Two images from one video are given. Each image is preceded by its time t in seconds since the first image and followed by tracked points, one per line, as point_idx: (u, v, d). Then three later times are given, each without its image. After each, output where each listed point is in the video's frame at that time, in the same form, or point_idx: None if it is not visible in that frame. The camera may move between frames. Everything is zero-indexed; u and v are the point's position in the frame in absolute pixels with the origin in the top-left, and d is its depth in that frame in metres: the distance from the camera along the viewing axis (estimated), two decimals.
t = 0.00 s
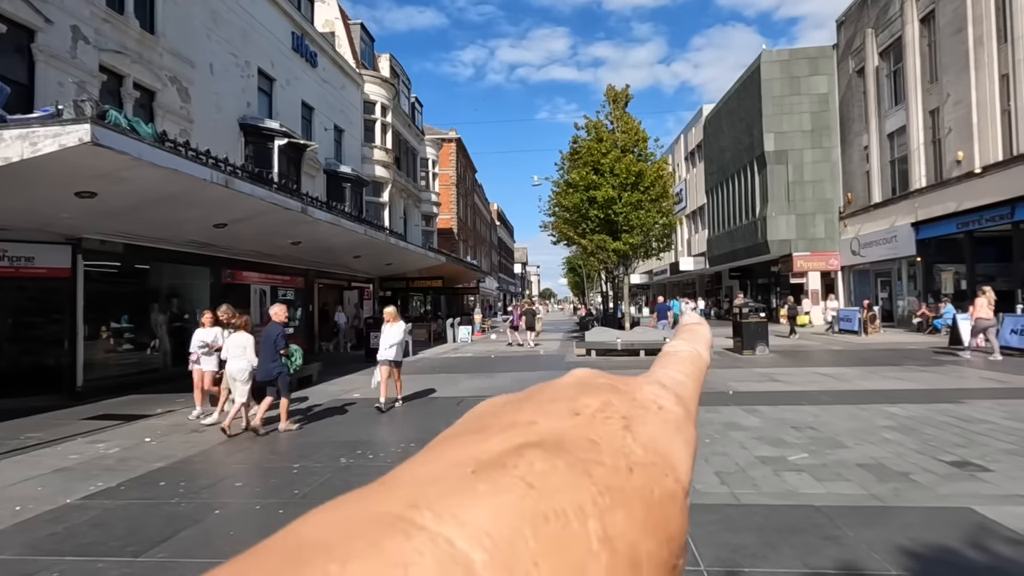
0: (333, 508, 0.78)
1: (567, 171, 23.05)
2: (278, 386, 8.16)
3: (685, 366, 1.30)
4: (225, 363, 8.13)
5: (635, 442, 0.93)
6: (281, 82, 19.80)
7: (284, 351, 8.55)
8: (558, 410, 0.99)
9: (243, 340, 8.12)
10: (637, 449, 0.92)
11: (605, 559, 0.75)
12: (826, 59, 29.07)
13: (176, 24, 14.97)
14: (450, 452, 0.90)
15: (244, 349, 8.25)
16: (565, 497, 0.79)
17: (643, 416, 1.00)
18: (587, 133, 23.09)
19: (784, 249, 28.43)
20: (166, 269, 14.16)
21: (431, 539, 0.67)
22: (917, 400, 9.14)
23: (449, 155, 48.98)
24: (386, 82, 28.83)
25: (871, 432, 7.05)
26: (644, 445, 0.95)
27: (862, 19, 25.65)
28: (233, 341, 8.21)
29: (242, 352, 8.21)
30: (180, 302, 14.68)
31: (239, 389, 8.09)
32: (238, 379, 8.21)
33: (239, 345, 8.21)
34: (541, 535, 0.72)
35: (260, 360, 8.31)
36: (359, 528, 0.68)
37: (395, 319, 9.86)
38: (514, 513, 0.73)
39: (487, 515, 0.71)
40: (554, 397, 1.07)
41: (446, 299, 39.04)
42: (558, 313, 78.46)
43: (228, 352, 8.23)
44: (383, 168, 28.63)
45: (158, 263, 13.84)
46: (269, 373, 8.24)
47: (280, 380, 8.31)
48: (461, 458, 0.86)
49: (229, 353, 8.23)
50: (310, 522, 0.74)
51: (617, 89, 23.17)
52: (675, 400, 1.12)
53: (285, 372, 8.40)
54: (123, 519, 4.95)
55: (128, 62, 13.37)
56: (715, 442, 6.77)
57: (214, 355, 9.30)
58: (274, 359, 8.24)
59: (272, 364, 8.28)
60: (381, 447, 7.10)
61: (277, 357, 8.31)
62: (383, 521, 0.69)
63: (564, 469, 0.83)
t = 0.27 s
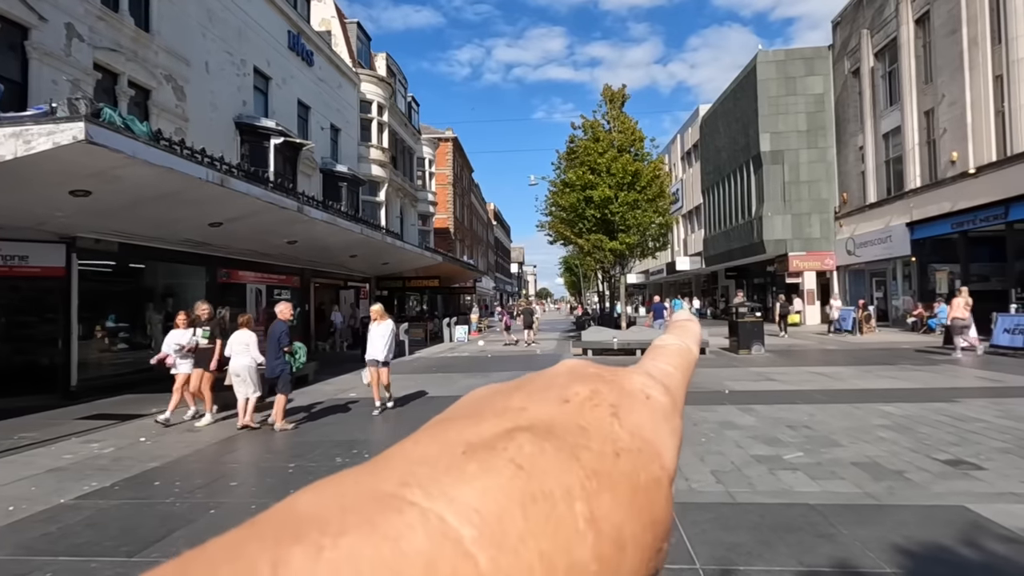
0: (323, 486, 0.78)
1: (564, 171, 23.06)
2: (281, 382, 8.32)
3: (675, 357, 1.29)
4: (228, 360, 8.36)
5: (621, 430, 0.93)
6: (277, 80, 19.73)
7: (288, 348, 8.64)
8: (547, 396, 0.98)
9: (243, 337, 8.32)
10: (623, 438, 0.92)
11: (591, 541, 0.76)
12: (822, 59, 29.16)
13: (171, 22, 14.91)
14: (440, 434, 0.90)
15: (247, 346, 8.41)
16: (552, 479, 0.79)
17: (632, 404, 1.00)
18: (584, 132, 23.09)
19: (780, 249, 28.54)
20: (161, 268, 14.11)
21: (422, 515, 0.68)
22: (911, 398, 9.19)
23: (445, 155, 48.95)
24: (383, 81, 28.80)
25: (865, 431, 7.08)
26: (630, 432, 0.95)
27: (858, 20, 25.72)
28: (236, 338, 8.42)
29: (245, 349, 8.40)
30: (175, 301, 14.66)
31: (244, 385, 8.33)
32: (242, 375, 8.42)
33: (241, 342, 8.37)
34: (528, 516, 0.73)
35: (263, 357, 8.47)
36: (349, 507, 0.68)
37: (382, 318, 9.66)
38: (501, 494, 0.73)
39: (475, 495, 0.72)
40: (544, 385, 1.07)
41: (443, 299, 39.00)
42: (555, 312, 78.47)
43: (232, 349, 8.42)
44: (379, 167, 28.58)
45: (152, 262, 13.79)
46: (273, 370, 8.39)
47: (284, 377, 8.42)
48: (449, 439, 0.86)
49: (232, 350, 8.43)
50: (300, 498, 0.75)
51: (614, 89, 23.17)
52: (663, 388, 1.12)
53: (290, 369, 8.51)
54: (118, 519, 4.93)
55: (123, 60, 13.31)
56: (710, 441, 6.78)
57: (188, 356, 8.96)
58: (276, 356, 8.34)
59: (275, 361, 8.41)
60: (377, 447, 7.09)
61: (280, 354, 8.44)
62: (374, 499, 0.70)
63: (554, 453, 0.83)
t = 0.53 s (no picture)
0: (335, 485, 0.78)
1: (561, 170, 23.07)
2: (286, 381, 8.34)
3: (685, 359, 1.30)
4: (236, 359, 8.42)
5: (632, 431, 0.96)
6: (275, 79, 19.70)
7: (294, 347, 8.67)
8: (556, 398, 0.99)
9: (251, 336, 8.40)
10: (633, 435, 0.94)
11: (604, 542, 0.78)
12: (819, 60, 29.24)
13: (168, 21, 14.86)
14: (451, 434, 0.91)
15: (254, 345, 8.47)
16: (564, 480, 0.81)
17: (643, 405, 1.02)
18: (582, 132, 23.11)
19: (777, 249, 28.60)
20: (158, 267, 14.08)
21: (434, 516, 0.68)
22: (907, 398, 9.22)
23: (443, 154, 48.94)
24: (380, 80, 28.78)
25: (861, 431, 7.11)
26: (642, 433, 0.97)
27: (855, 21, 25.81)
28: (243, 338, 8.49)
29: (252, 348, 8.46)
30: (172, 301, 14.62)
31: (249, 383, 8.43)
32: (248, 374, 8.51)
33: (249, 342, 8.44)
34: (541, 516, 0.75)
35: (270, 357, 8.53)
36: (363, 503, 0.70)
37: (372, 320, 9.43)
38: (513, 493, 0.75)
39: (486, 494, 0.73)
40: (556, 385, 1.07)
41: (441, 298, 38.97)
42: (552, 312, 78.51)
43: (239, 348, 8.50)
44: (377, 166, 28.55)
45: (149, 261, 13.76)
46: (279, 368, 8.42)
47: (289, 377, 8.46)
48: (459, 439, 0.86)
49: (239, 349, 8.51)
50: (311, 497, 0.75)
51: (612, 89, 23.18)
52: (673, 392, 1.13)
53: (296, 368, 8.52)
54: (114, 518, 4.92)
55: (119, 58, 13.27)
56: (708, 440, 6.80)
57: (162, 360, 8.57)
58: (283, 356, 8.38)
59: (282, 360, 8.46)
60: (375, 446, 7.09)
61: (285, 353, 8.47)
62: (386, 497, 0.71)
63: (566, 455, 0.85)
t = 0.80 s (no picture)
0: None
1: (560, 170, 23.11)
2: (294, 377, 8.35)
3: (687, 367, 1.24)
4: (247, 357, 8.51)
5: None
6: (273, 78, 19.68)
7: (300, 344, 8.67)
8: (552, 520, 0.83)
9: (261, 334, 8.50)
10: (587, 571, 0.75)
11: None
12: (817, 60, 29.32)
13: (166, 19, 14.83)
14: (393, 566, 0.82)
15: (266, 344, 8.56)
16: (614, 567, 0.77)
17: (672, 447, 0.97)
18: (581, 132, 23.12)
19: (775, 249, 28.64)
20: (156, 266, 14.06)
21: None
22: (903, 398, 9.26)
23: (442, 154, 48.92)
24: (379, 79, 28.77)
25: (858, 431, 7.14)
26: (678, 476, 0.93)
27: (853, 21, 25.87)
28: (255, 336, 8.61)
29: (262, 347, 8.56)
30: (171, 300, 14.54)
31: (260, 381, 8.45)
32: (260, 372, 8.56)
33: (260, 340, 8.54)
34: None
35: (279, 355, 8.58)
36: None
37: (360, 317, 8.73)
38: None
39: None
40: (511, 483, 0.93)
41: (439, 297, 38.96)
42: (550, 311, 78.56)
43: (251, 346, 8.60)
44: (375, 165, 28.52)
45: (147, 260, 13.74)
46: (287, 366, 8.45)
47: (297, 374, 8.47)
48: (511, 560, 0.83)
49: (251, 347, 8.61)
50: None
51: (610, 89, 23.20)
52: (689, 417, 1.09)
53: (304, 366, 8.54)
54: (113, 518, 4.92)
55: (117, 57, 13.24)
56: (705, 440, 6.81)
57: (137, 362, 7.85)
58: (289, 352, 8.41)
59: (289, 357, 8.49)
60: (373, 446, 7.09)
61: (292, 350, 8.49)
62: None
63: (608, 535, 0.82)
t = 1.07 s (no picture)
0: None
1: (559, 170, 23.12)
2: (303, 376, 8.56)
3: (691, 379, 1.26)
4: (256, 354, 8.66)
5: None
6: (272, 77, 19.64)
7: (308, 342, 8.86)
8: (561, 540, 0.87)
9: (272, 332, 8.68)
10: None
11: None
12: (816, 60, 29.36)
13: (165, 18, 14.80)
14: None
15: (274, 343, 8.73)
16: None
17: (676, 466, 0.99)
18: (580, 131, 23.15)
19: (773, 249, 28.70)
20: (154, 265, 14.04)
21: None
22: (901, 398, 9.29)
23: (440, 153, 48.89)
24: (378, 78, 28.74)
25: (856, 431, 7.17)
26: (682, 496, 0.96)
27: (852, 22, 25.93)
28: (264, 335, 8.77)
29: (271, 345, 8.73)
30: (169, 298, 14.54)
31: (271, 379, 8.64)
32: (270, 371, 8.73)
33: (269, 339, 8.70)
34: None
35: (287, 353, 8.75)
36: None
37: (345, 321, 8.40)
38: None
39: None
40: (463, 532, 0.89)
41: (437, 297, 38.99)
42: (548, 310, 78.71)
43: (260, 345, 8.76)
44: (374, 165, 28.51)
45: (145, 259, 13.72)
46: (296, 364, 8.65)
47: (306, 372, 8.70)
48: None
49: (260, 346, 8.77)
50: None
51: (610, 88, 23.20)
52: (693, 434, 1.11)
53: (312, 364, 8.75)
54: (113, 518, 4.92)
55: (115, 55, 13.21)
56: (703, 440, 6.83)
57: (115, 365, 7.45)
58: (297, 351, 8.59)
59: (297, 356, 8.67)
60: (372, 446, 7.11)
61: (300, 349, 8.69)
62: None
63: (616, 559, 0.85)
